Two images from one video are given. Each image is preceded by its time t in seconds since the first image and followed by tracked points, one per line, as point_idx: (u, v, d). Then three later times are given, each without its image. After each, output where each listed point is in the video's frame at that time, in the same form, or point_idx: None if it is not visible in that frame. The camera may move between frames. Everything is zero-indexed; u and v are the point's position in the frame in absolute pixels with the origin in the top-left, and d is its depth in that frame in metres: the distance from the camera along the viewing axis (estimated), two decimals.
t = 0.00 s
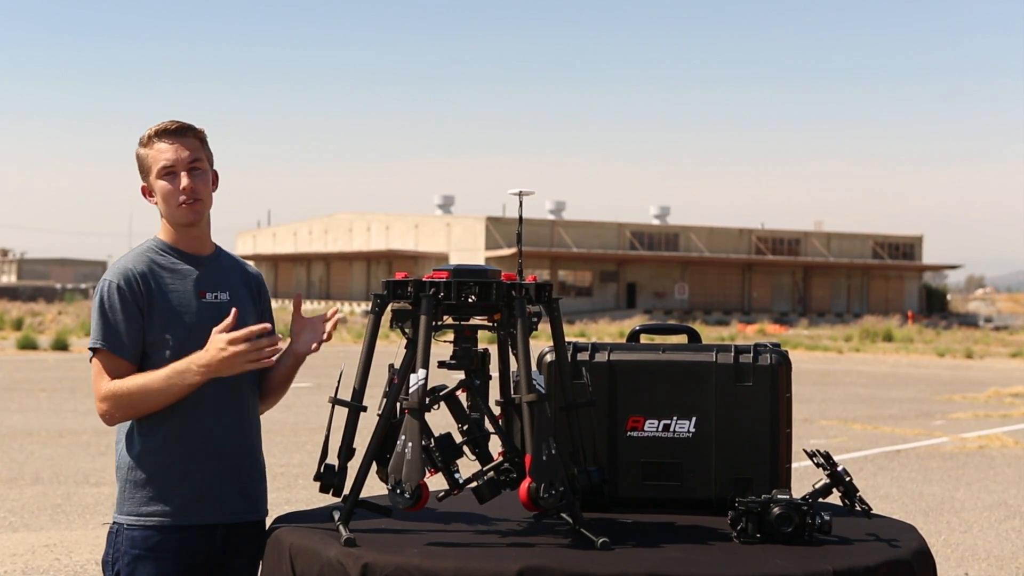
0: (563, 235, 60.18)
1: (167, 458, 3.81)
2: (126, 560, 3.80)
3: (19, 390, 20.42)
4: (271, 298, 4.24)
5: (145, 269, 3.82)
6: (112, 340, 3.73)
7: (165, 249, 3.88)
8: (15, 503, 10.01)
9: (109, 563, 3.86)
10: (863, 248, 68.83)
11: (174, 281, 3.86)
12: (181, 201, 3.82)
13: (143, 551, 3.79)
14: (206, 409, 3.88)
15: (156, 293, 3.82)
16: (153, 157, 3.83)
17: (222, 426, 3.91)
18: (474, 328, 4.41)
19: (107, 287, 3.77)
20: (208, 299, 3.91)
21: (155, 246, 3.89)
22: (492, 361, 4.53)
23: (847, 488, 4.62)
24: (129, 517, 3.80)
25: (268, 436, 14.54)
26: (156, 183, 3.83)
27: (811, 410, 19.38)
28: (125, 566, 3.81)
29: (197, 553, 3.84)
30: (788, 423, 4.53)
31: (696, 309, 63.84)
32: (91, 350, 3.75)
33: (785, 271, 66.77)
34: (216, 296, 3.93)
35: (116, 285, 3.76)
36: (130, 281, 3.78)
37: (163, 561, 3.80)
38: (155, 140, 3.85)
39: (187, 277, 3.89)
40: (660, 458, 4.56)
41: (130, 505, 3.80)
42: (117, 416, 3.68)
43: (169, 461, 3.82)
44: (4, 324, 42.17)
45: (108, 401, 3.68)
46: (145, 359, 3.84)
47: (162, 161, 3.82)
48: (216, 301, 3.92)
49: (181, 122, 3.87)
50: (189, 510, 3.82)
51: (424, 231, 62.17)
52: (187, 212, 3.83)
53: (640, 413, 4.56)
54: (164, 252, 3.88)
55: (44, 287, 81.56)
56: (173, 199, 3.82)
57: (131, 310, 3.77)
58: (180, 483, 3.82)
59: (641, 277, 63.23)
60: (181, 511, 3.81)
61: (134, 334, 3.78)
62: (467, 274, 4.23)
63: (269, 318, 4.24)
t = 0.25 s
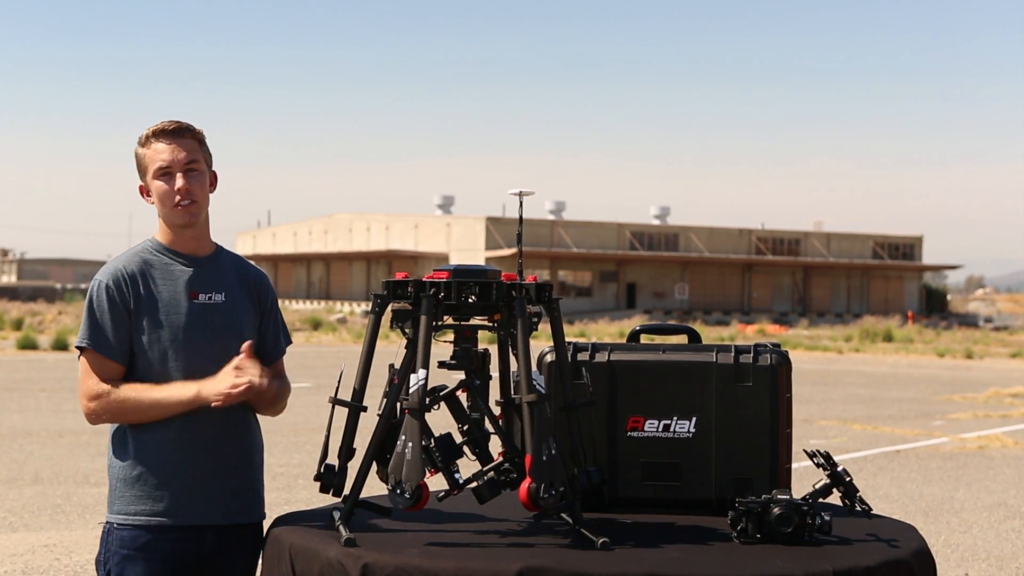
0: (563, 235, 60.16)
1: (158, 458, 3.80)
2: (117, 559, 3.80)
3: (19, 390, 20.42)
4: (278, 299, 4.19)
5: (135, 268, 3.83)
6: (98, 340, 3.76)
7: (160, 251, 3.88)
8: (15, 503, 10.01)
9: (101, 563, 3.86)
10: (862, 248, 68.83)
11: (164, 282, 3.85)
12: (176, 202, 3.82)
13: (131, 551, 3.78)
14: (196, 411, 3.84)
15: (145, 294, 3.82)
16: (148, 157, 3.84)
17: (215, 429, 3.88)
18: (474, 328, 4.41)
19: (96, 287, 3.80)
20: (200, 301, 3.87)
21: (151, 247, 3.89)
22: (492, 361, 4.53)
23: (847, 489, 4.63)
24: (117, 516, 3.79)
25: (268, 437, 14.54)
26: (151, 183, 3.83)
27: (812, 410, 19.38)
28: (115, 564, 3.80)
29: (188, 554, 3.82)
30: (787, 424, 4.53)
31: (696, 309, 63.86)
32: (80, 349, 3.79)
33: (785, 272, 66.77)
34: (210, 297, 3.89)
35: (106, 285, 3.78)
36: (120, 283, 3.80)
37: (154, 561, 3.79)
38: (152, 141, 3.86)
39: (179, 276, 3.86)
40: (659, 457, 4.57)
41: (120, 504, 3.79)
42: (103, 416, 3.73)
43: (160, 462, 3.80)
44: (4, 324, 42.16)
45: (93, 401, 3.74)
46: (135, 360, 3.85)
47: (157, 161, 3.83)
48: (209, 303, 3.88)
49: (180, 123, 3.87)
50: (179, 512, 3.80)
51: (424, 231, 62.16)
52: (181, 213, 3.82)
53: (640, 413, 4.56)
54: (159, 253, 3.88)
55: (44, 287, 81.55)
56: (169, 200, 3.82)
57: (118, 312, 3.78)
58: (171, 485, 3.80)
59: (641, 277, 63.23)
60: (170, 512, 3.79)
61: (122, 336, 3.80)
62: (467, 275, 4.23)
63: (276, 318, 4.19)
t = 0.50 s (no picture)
0: (563, 235, 60.16)
1: (149, 460, 3.81)
2: (108, 559, 3.80)
3: (18, 391, 20.41)
4: (280, 302, 4.15)
5: (129, 269, 3.84)
6: (90, 340, 3.78)
7: (157, 251, 3.88)
8: (14, 504, 10.01)
9: (94, 563, 3.86)
10: (862, 249, 68.85)
11: (159, 283, 3.84)
12: (174, 201, 3.81)
13: (122, 551, 3.78)
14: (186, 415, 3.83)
15: (137, 294, 3.82)
16: (148, 156, 3.86)
17: (206, 434, 3.86)
18: (474, 328, 4.40)
19: (92, 286, 3.82)
20: (195, 302, 3.85)
21: (149, 247, 3.89)
22: (491, 362, 4.53)
23: (847, 489, 4.62)
24: (107, 516, 3.80)
25: (267, 437, 14.53)
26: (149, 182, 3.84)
27: (811, 411, 19.38)
28: (107, 565, 3.80)
29: (179, 556, 3.82)
30: (788, 425, 4.52)
31: (696, 309, 63.89)
32: (74, 350, 3.82)
33: (784, 272, 66.78)
34: (206, 298, 3.86)
35: (100, 286, 3.80)
36: (114, 284, 3.81)
37: (146, 561, 3.78)
38: (153, 140, 3.86)
39: (174, 278, 3.85)
40: (659, 458, 4.56)
41: (111, 505, 3.80)
42: (94, 419, 3.77)
43: (151, 464, 3.81)
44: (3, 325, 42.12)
45: (84, 402, 3.79)
46: (129, 361, 3.86)
47: (155, 161, 3.84)
48: (205, 305, 3.86)
49: (182, 122, 3.88)
50: (171, 514, 3.80)
51: (424, 231, 62.16)
52: (179, 213, 3.82)
53: (640, 413, 4.55)
54: (156, 254, 3.88)
55: (43, 288, 81.58)
56: (168, 199, 3.82)
57: (109, 313, 3.80)
58: (162, 487, 3.80)
59: (641, 278, 63.28)
60: (160, 513, 3.78)
61: (115, 337, 3.82)
62: (467, 276, 4.22)
63: (278, 319, 4.16)
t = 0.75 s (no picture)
0: (562, 236, 60.15)
1: (145, 461, 3.81)
2: (105, 560, 3.80)
3: (17, 391, 20.38)
4: (276, 303, 4.16)
5: (126, 269, 3.84)
6: (88, 341, 3.78)
7: (155, 252, 3.88)
8: (13, 505, 9.99)
9: (91, 565, 3.86)
10: (862, 249, 68.88)
11: (157, 284, 3.84)
12: (174, 204, 3.81)
13: (120, 553, 3.78)
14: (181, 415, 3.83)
15: (134, 294, 3.82)
16: (149, 157, 3.85)
17: (201, 436, 3.86)
18: (474, 329, 4.40)
19: (90, 287, 3.82)
20: (192, 303, 3.85)
21: (146, 247, 3.89)
22: (491, 363, 4.53)
23: (847, 490, 4.62)
24: (104, 517, 3.80)
25: (267, 438, 14.52)
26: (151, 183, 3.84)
27: (811, 411, 19.38)
28: (104, 566, 3.80)
29: (176, 558, 3.82)
30: (787, 426, 4.53)
31: (696, 310, 63.93)
32: (71, 351, 3.82)
33: (784, 273, 66.79)
34: (203, 299, 3.87)
35: (97, 287, 3.80)
36: (111, 284, 3.81)
37: (143, 562, 3.79)
38: (156, 140, 3.85)
39: (171, 279, 3.85)
40: (658, 459, 4.57)
41: (106, 506, 3.80)
42: (90, 420, 3.78)
43: (147, 465, 3.81)
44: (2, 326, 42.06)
45: (81, 403, 3.78)
46: (126, 362, 3.86)
47: (157, 163, 3.83)
48: (202, 306, 3.86)
49: (184, 123, 3.87)
50: (168, 515, 3.80)
51: (424, 232, 62.12)
52: (178, 216, 3.82)
53: (639, 414, 4.55)
54: (153, 254, 3.88)
55: (42, 288, 81.52)
56: (170, 200, 3.81)
57: (107, 313, 3.80)
58: (158, 489, 3.80)
59: (641, 279, 63.29)
60: (157, 515, 3.79)
61: (112, 337, 3.82)
62: (466, 277, 4.22)
63: (273, 320, 4.17)
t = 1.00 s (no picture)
0: (563, 237, 60.12)
1: (144, 462, 3.81)
2: (105, 562, 3.79)
3: (16, 392, 20.37)
4: (270, 302, 4.19)
5: (123, 271, 3.83)
6: (85, 342, 3.76)
7: (151, 253, 3.88)
8: (13, 506, 9.99)
9: (89, 566, 3.86)
10: (862, 250, 68.90)
11: (153, 285, 3.85)
12: (187, 204, 3.83)
13: (119, 555, 3.77)
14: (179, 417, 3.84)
15: (131, 296, 3.82)
16: (158, 154, 3.83)
17: (200, 437, 3.88)
18: (474, 329, 4.40)
19: (86, 288, 3.80)
20: (189, 304, 3.87)
21: (141, 248, 3.89)
22: (492, 363, 4.53)
23: (848, 491, 4.62)
24: (102, 519, 3.79)
25: (267, 439, 14.52)
26: (160, 181, 3.82)
27: (811, 412, 19.39)
28: (103, 567, 3.80)
29: (177, 558, 3.83)
30: (787, 427, 4.53)
31: (696, 311, 63.95)
32: (67, 353, 3.80)
33: (785, 273, 66.82)
34: (199, 300, 3.89)
35: (95, 288, 3.78)
36: (108, 285, 3.80)
37: (143, 563, 3.78)
38: (163, 138, 3.84)
39: (168, 279, 3.86)
40: (658, 460, 4.57)
41: (105, 508, 3.79)
42: (87, 422, 3.77)
43: (147, 466, 3.80)
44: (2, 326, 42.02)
45: (80, 405, 3.78)
46: (123, 364, 3.85)
47: (169, 161, 3.82)
48: (199, 306, 3.88)
49: (192, 125, 3.88)
50: (167, 516, 3.80)
51: (424, 233, 62.14)
52: (191, 218, 3.84)
53: (640, 415, 4.56)
54: (148, 255, 3.88)
55: (43, 289, 81.55)
56: (180, 201, 3.81)
57: (104, 315, 3.78)
58: (158, 490, 3.80)
59: (641, 279, 63.29)
60: (156, 517, 3.79)
61: (109, 338, 3.80)
62: (466, 277, 4.21)
63: (265, 320, 4.19)
